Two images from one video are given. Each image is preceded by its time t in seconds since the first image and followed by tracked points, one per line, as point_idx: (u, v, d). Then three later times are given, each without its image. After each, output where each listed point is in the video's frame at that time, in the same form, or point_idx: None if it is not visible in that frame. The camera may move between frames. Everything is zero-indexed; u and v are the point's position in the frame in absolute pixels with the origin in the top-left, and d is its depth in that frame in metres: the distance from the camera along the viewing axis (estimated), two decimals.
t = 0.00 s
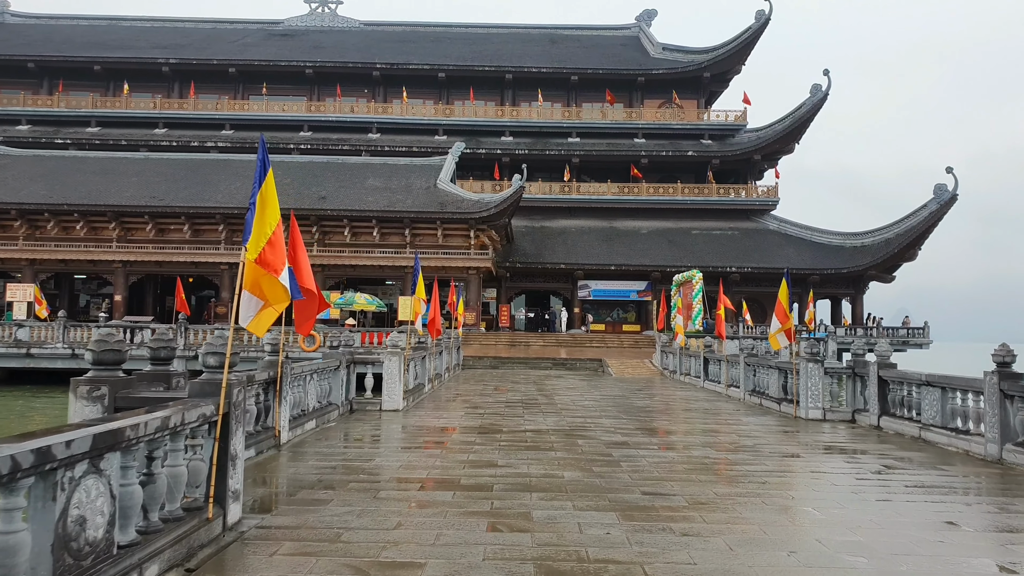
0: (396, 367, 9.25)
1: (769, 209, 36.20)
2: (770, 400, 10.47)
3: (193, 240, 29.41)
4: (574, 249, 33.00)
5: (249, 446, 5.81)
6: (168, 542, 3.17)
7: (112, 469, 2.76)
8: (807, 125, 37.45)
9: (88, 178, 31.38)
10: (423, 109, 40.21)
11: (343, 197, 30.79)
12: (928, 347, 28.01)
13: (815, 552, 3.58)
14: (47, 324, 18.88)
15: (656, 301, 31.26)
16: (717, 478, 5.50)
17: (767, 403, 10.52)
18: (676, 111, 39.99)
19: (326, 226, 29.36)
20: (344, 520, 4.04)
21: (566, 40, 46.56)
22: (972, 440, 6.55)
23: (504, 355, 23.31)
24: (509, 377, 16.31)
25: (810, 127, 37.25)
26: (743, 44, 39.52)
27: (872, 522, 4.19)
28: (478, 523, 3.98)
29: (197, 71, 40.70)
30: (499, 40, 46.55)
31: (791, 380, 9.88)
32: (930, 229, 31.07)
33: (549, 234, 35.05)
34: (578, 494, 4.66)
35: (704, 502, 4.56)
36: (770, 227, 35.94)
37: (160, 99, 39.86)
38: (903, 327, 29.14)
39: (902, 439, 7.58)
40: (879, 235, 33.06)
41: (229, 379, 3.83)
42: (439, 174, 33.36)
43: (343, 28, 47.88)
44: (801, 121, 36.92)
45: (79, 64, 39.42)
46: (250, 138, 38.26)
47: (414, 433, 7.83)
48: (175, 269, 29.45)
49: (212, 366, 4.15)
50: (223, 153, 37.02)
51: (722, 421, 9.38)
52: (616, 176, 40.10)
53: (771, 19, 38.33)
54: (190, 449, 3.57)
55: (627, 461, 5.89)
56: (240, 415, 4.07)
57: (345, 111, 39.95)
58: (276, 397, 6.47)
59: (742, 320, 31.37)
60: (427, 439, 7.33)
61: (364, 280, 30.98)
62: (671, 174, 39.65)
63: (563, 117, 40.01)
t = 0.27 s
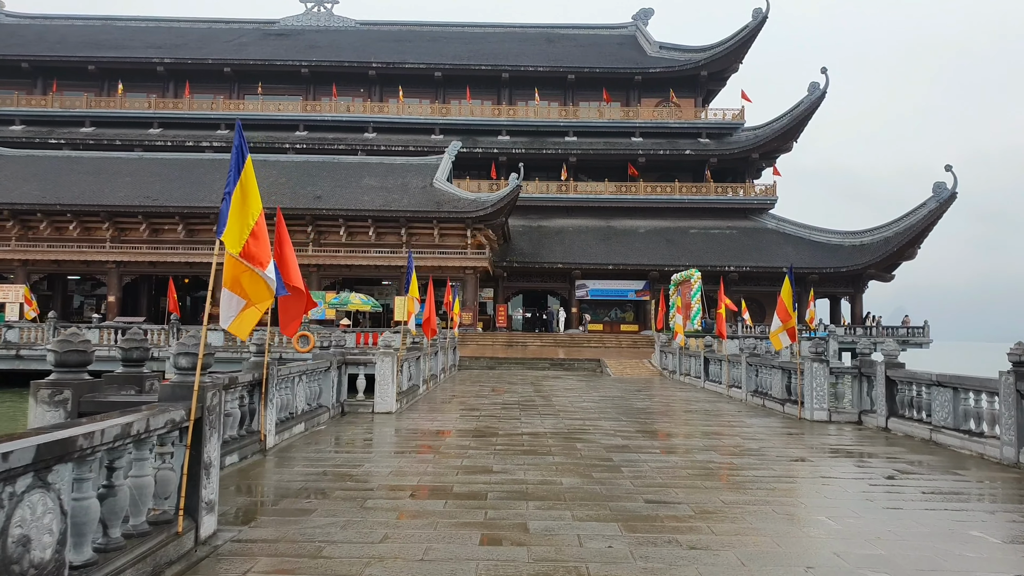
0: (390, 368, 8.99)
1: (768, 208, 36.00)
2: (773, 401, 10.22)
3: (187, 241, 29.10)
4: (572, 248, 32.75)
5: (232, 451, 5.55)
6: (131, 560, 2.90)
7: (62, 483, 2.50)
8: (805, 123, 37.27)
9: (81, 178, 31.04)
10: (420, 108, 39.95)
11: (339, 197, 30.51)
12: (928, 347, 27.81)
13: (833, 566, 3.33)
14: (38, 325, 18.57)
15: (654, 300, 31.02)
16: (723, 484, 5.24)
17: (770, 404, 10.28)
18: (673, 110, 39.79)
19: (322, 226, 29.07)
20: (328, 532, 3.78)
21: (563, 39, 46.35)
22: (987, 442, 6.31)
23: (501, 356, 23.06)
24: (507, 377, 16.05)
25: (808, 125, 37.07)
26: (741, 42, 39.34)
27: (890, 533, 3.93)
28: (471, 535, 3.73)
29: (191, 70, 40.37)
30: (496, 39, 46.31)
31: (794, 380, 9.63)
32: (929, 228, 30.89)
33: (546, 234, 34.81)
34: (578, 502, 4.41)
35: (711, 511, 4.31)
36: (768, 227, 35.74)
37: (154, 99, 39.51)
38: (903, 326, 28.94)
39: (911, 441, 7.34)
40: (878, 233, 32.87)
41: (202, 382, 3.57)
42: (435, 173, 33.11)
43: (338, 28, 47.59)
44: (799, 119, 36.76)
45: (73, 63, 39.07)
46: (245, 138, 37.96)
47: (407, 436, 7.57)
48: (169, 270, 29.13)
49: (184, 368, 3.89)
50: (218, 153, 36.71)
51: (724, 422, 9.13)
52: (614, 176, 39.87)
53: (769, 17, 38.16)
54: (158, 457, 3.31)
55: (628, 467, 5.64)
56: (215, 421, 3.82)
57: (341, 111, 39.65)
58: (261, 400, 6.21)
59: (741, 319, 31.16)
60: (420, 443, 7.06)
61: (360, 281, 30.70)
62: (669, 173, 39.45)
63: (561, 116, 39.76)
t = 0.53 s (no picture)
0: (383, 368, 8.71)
1: (766, 207, 35.81)
2: (776, 402, 9.97)
3: (181, 240, 28.77)
4: (569, 248, 32.50)
5: (214, 457, 5.26)
6: None
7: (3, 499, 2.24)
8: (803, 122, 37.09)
9: (73, 177, 30.67)
10: (416, 107, 39.65)
11: (334, 196, 30.22)
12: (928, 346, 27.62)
13: None
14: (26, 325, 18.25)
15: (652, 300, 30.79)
16: (730, 491, 4.99)
17: (773, 405, 10.03)
18: (671, 108, 39.57)
19: (317, 225, 28.76)
20: (310, 546, 3.51)
21: (560, 38, 46.09)
22: (1001, 445, 6.08)
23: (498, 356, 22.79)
24: (503, 378, 15.78)
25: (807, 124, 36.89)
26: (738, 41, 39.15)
27: (912, 545, 3.68)
28: (465, 548, 3.46)
29: (185, 68, 39.98)
30: (493, 37, 46.02)
31: (799, 380, 9.38)
32: (928, 227, 30.71)
33: (544, 233, 34.55)
34: (579, 512, 4.14)
35: (720, 521, 4.05)
36: (767, 226, 35.55)
37: (148, 97, 39.12)
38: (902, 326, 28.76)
39: (922, 444, 7.10)
40: (877, 233, 32.69)
41: (171, 385, 3.30)
42: (432, 172, 32.83)
43: (334, 26, 47.22)
44: (797, 118, 36.59)
45: (65, 61, 38.64)
46: (240, 137, 37.61)
47: (400, 440, 7.30)
48: (162, 269, 28.78)
49: (153, 370, 3.58)
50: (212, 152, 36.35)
51: (727, 424, 8.88)
52: (611, 175, 39.65)
53: (767, 15, 37.98)
54: (121, 467, 3.04)
55: (631, 472, 5.38)
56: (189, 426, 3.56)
57: (337, 109, 39.31)
58: (246, 402, 5.94)
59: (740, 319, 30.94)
60: (413, 447, 6.80)
61: (356, 281, 30.39)
62: (667, 172, 39.23)
63: (558, 114, 39.50)
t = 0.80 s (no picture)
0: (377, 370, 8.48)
1: (767, 207, 35.58)
2: (780, 405, 9.75)
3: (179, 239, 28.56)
4: (569, 248, 32.27)
5: (195, 462, 4.99)
6: None
7: None
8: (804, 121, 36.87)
9: (70, 176, 30.42)
10: (415, 106, 39.43)
11: (332, 195, 29.98)
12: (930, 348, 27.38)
13: None
14: (20, 324, 18.00)
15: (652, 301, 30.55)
16: (739, 501, 4.74)
17: (777, 408, 9.82)
18: (671, 108, 39.35)
19: (314, 225, 28.52)
20: (290, 562, 3.27)
21: (560, 37, 45.86)
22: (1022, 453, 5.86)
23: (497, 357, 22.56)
24: (502, 379, 15.55)
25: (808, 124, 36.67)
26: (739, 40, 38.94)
27: (935, 565, 3.44)
28: (456, 566, 3.22)
29: (184, 67, 39.74)
30: (492, 36, 45.80)
31: (804, 383, 9.16)
32: (931, 228, 30.47)
33: (543, 233, 34.32)
34: (578, 525, 3.90)
35: (728, 535, 3.83)
36: (768, 226, 35.33)
37: (146, 97, 38.89)
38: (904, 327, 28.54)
39: (935, 450, 6.87)
40: (879, 234, 32.47)
41: (137, 387, 3.04)
42: (431, 171, 32.61)
43: (333, 25, 46.99)
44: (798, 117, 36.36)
45: (63, 60, 38.40)
46: (238, 136, 37.38)
47: (394, 444, 7.06)
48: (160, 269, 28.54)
49: (119, 372, 3.26)
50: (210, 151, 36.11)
51: (730, 428, 8.65)
52: (611, 175, 39.43)
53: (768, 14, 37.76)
54: (80, 478, 2.78)
55: (632, 480, 5.14)
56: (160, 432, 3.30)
57: (336, 109, 39.08)
58: (231, 405, 5.67)
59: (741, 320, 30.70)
60: (406, 452, 6.55)
61: (354, 281, 30.15)
62: (667, 172, 39.01)
63: (557, 114, 39.29)
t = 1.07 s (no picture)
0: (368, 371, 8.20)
1: (766, 206, 35.37)
2: (783, 407, 9.50)
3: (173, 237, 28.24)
4: (567, 247, 32.01)
5: (172, 469, 4.73)
6: None
7: None
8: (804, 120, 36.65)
9: (62, 173, 30.05)
10: (412, 104, 39.13)
11: (328, 193, 29.68)
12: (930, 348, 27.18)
13: None
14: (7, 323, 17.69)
15: (651, 300, 30.31)
16: (745, 511, 4.49)
17: (780, 410, 9.56)
18: (670, 106, 39.11)
19: (310, 223, 28.21)
20: None
21: (558, 35, 45.57)
22: None
23: (494, 357, 22.30)
24: (499, 380, 15.29)
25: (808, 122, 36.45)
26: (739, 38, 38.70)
27: None
28: None
29: (179, 64, 39.36)
30: (490, 34, 45.50)
31: (809, 385, 8.89)
32: (931, 228, 30.28)
33: (541, 232, 34.06)
34: (576, 538, 3.64)
35: (737, 549, 3.57)
36: (767, 226, 35.12)
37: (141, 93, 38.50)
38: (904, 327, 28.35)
39: (945, 454, 6.62)
40: (878, 233, 32.26)
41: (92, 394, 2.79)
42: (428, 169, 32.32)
43: (330, 22, 46.65)
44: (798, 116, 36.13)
45: (57, 56, 38.00)
46: (234, 133, 37.04)
47: (384, 448, 6.78)
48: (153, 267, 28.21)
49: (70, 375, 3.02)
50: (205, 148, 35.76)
51: (733, 431, 8.38)
52: (609, 173, 39.18)
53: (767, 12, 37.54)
54: (26, 494, 2.54)
55: (633, 488, 4.88)
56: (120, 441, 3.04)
57: (332, 106, 38.77)
58: (212, 408, 5.39)
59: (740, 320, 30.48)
60: (396, 456, 6.28)
61: (350, 279, 29.86)
62: (666, 171, 38.78)
63: (556, 112, 39.02)
